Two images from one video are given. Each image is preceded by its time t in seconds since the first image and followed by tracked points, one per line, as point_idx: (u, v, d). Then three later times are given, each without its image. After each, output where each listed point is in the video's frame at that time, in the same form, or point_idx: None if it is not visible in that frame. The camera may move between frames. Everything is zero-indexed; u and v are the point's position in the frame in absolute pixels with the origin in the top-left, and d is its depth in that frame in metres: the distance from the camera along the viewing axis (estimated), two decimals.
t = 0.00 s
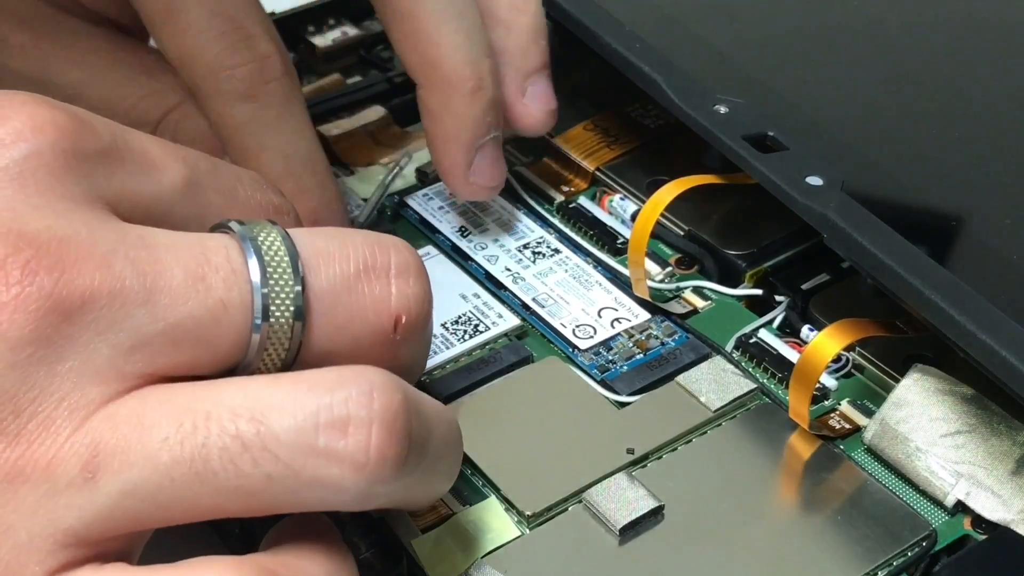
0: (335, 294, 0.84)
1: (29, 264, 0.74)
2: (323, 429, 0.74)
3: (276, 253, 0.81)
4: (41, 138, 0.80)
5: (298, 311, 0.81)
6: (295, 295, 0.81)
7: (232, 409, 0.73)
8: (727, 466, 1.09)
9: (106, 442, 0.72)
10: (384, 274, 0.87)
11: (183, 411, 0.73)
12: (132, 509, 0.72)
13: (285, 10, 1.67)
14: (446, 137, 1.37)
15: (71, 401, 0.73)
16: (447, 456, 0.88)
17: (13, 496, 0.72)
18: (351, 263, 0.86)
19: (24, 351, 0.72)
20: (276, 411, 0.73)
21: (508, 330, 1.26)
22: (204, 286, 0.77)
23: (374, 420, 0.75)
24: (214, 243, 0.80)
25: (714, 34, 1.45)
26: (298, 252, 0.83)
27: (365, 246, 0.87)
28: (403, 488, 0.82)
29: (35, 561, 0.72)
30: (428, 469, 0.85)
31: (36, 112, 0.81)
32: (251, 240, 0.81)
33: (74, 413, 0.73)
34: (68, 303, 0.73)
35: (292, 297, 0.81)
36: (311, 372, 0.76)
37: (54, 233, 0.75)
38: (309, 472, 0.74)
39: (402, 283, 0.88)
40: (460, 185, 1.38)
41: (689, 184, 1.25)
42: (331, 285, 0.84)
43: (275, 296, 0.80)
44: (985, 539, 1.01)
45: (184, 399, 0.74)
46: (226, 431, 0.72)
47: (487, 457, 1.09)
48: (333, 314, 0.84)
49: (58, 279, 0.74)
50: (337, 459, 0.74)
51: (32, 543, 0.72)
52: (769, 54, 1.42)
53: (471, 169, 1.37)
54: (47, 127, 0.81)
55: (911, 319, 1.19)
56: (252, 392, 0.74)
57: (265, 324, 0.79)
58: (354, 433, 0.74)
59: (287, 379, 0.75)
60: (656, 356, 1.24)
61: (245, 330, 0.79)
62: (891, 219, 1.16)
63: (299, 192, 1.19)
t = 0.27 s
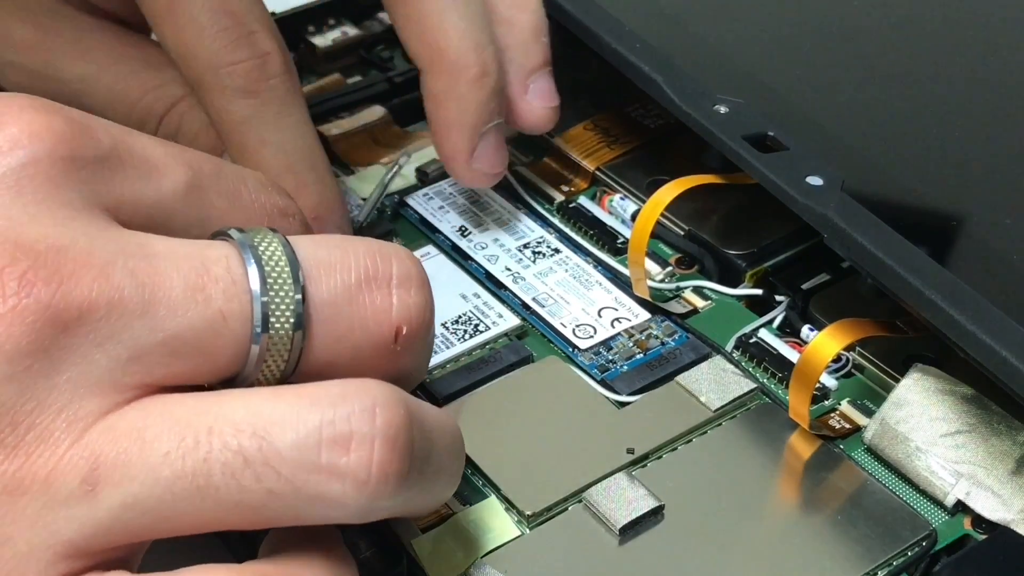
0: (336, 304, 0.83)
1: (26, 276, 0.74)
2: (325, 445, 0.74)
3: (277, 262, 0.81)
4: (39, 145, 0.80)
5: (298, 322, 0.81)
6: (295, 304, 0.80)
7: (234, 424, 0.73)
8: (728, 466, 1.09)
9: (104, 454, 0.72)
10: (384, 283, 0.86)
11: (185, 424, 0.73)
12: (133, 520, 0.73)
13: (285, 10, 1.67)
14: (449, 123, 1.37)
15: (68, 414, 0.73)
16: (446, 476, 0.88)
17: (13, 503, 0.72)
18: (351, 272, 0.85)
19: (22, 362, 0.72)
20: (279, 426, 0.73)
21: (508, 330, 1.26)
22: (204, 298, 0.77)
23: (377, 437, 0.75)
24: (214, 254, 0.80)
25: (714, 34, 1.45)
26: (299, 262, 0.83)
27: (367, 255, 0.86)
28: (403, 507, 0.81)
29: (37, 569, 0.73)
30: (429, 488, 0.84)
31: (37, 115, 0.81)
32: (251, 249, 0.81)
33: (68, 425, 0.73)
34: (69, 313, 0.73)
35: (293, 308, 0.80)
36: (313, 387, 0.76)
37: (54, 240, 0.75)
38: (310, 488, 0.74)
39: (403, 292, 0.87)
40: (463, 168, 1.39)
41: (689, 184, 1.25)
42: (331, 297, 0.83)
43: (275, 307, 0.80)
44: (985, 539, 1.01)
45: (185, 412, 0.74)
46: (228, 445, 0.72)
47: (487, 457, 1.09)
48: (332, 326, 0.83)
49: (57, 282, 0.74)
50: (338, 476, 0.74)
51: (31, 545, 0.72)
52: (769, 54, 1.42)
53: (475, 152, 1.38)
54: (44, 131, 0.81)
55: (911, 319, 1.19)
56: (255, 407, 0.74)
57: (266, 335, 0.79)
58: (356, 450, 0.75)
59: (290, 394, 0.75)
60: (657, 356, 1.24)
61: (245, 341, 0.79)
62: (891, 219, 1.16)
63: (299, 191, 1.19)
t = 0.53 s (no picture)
0: (311, 275, 0.76)
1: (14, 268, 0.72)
2: (313, 434, 0.70)
3: (247, 232, 0.74)
4: (16, 117, 0.75)
5: (273, 294, 0.74)
6: (269, 277, 0.74)
7: (217, 413, 0.69)
8: (728, 467, 1.09)
9: (81, 446, 0.68)
10: (362, 250, 0.79)
11: (164, 414, 0.69)
12: (120, 515, 0.69)
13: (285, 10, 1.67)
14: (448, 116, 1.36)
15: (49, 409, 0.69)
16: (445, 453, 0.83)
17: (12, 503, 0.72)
18: (327, 240, 0.77)
19: None
20: (264, 415, 0.69)
21: (508, 330, 1.26)
22: (172, 274, 0.71)
23: (367, 423, 0.71)
24: (182, 225, 0.73)
25: (713, 33, 1.45)
26: (271, 231, 0.76)
27: (342, 220, 0.79)
28: (403, 488, 0.77)
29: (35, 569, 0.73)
30: (421, 466, 0.79)
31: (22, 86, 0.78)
32: (220, 219, 0.75)
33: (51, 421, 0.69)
34: (42, 292, 0.68)
35: (267, 280, 0.74)
36: (300, 371, 0.72)
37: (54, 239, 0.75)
38: (300, 478, 0.70)
39: (383, 257, 0.79)
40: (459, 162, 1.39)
41: (689, 184, 1.25)
42: (306, 267, 0.76)
43: (249, 280, 0.73)
44: (985, 539, 1.01)
45: (164, 400, 0.69)
46: (212, 436, 0.68)
47: (487, 457, 1.09)
48: (309, 298, 0.76)
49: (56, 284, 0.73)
50: (327, 467, 0.70)
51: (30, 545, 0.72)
52: (769, 54, 1.42)
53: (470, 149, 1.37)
54: (26, 100, 0.76)
55: (911, 319, 1.19)
56: (239, 394, 0.70)
57: (239, 310, 0.73)
58: (345, 438, 0.70)
59: (275, 378, 0.71)
60: (656, 356, 1.24)
61: (218, 318, 0.73)
62: (891, 220, 1.16)
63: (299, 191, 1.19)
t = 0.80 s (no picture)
0: (290, 239, 0.80)
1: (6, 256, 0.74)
2: (302, 386, 0.74)
3: (228, 196, 0.78)
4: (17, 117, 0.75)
5: (252, 256, 0.78)
6: (249, 241, 0.78)
7: (207, 366, 0.73)
8: (728, 466, 1.09)
9: (71, 399, 0.71)
10: (338, 216, 0.83)
11: (154, 367, 0.72)
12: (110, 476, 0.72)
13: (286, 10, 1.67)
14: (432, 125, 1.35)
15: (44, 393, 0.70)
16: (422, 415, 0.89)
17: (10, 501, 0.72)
18: (305, 206, 0.81)
19: None
20: (253, 366, 0.73)
21: (508, 330, 1.26)
22: (153, 236, 0.74)
23: (353, 375, 0.75)
24: (163, 189, 0.77)
25: (713, 34, 1.45)
26: (251, 195, 0.79)
27: (319, 186, 0.83)
28: (381, 444, 0.82)
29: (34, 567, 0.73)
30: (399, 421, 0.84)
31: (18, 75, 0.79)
32: (201, 182, 0.78)
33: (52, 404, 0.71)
34: (32, 249, 0.70)
35: (245, 243, 0.77)
36: (287, 326, 0.76)
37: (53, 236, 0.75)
38: (288, 429, 0.74)
39: (358, 224, 0.84)
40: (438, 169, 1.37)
41: (689, 184, 1.25)
42: (285, 231, 0.80)
43: (227, 242, 0.77)
44: (985, 539, 1.01)
45: (153, 355, 0.73)
46: (202, 388, 0.72)
47: (487, 457, 1.09)
48: (288, 260, 0.80)
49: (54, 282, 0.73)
50: (315, 417, 0.74)
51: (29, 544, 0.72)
52: (769, 54, 1.42)
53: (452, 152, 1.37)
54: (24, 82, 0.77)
55: (911, 319, 1.19)
56: (226, 349, 0.73)
57: (218, 273, 0.76)
58: (332, 390, 0.75)
59: (260, 334, 0.75)
60: (656, 356, 1.24)
61: (198, 279, 0.76)
62: (891, 220, 1.16)
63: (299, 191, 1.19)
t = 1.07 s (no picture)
0: (313, 219, 0.82)
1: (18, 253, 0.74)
2: (316, 352, 0.77)
3: (252, 177, 0.80)
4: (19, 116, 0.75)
5: (275, 236, 0.79)
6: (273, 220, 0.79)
7: (226, 334, 0.75)
8: (728, 467, 1.09)
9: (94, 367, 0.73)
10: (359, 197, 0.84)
11: (180, 337, 0.75)
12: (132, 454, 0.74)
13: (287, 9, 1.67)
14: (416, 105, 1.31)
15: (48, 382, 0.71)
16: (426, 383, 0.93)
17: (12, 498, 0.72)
18: (325, 188, 0.83)
19: (6, 282, 0.72)
20: (270, 333, 0.76)
21: (508, 330, 1.26)
22: (180, 213, 0.76)
23: (365, 341, 0.79)
24: (190, 169, 0.79)
25: (714, 34, 1.45)
26: (274, 177, 0.81)
27: (339, 169, 0.84)
28: (389, 406, 0.86)
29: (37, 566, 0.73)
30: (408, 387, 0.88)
31: (24, 68, 0.79)
32: (226, 164, 0.80)
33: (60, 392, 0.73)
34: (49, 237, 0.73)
35: (270, 223, 0.79)
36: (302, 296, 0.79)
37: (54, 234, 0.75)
38: (303, 393, 0.78)
39: (378, 206, 0.85)
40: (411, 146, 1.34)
41: (689, 184, 1.25)
42: (306, 212, 0.81)
43: (252, 222, 0.78)
44: (985, 539, 1.01)
45: (180, 325, 0.75)
46: (223, 354, 0.75)
47: (487, 457, 1.09)
48: (311, 240, 0.82)
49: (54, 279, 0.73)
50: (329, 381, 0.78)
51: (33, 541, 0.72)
52: (769, 54, 1.42)
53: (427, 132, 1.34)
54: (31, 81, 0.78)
55: (911, 319, 1.19)
56: (245, 318, 0.76)
57: (243, 251, 0.78)
58: (345, 356, 0.78)
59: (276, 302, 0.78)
60: (656, 356, 1.24)
61: (222, 257, 0.78)
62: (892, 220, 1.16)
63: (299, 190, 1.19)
